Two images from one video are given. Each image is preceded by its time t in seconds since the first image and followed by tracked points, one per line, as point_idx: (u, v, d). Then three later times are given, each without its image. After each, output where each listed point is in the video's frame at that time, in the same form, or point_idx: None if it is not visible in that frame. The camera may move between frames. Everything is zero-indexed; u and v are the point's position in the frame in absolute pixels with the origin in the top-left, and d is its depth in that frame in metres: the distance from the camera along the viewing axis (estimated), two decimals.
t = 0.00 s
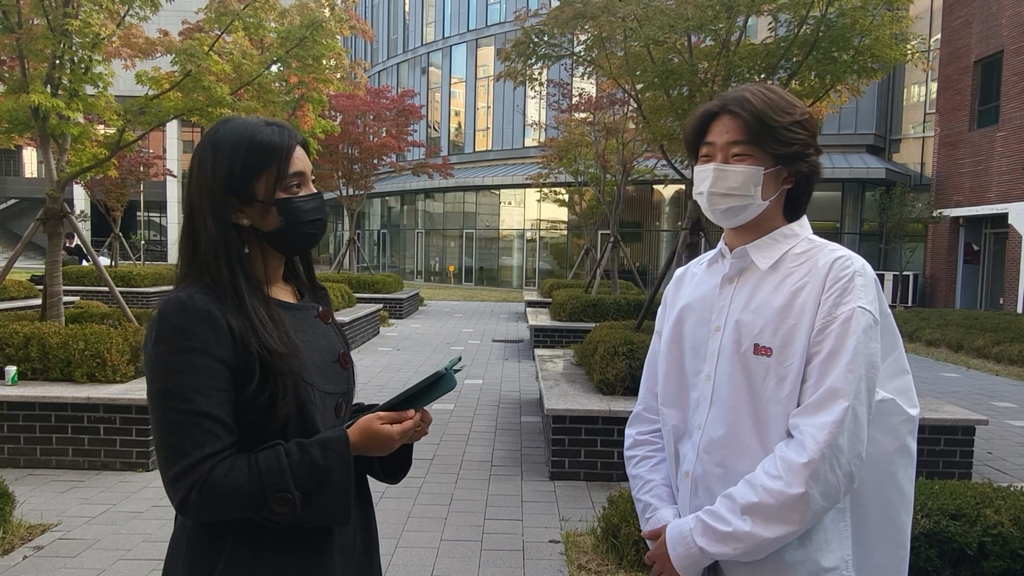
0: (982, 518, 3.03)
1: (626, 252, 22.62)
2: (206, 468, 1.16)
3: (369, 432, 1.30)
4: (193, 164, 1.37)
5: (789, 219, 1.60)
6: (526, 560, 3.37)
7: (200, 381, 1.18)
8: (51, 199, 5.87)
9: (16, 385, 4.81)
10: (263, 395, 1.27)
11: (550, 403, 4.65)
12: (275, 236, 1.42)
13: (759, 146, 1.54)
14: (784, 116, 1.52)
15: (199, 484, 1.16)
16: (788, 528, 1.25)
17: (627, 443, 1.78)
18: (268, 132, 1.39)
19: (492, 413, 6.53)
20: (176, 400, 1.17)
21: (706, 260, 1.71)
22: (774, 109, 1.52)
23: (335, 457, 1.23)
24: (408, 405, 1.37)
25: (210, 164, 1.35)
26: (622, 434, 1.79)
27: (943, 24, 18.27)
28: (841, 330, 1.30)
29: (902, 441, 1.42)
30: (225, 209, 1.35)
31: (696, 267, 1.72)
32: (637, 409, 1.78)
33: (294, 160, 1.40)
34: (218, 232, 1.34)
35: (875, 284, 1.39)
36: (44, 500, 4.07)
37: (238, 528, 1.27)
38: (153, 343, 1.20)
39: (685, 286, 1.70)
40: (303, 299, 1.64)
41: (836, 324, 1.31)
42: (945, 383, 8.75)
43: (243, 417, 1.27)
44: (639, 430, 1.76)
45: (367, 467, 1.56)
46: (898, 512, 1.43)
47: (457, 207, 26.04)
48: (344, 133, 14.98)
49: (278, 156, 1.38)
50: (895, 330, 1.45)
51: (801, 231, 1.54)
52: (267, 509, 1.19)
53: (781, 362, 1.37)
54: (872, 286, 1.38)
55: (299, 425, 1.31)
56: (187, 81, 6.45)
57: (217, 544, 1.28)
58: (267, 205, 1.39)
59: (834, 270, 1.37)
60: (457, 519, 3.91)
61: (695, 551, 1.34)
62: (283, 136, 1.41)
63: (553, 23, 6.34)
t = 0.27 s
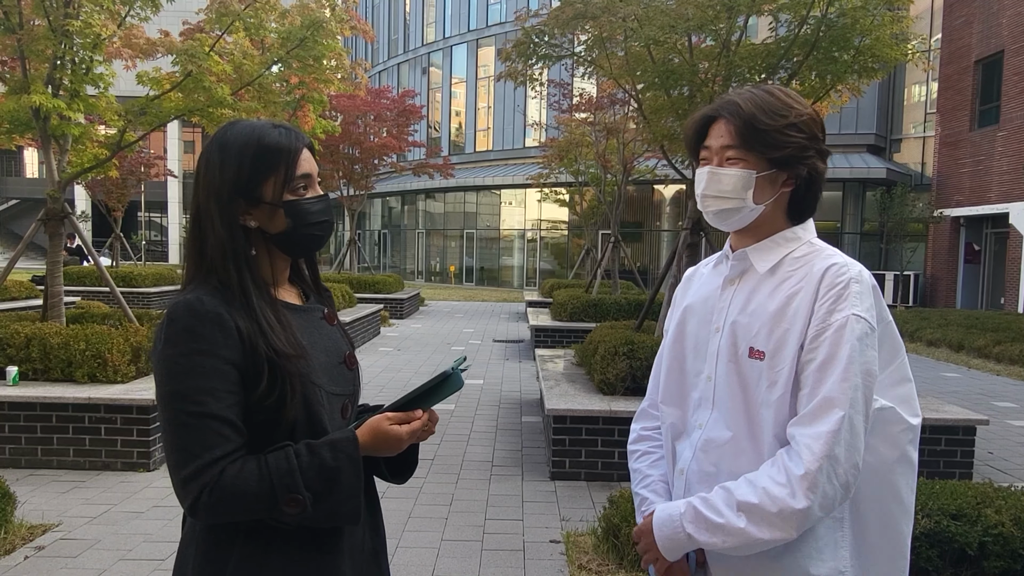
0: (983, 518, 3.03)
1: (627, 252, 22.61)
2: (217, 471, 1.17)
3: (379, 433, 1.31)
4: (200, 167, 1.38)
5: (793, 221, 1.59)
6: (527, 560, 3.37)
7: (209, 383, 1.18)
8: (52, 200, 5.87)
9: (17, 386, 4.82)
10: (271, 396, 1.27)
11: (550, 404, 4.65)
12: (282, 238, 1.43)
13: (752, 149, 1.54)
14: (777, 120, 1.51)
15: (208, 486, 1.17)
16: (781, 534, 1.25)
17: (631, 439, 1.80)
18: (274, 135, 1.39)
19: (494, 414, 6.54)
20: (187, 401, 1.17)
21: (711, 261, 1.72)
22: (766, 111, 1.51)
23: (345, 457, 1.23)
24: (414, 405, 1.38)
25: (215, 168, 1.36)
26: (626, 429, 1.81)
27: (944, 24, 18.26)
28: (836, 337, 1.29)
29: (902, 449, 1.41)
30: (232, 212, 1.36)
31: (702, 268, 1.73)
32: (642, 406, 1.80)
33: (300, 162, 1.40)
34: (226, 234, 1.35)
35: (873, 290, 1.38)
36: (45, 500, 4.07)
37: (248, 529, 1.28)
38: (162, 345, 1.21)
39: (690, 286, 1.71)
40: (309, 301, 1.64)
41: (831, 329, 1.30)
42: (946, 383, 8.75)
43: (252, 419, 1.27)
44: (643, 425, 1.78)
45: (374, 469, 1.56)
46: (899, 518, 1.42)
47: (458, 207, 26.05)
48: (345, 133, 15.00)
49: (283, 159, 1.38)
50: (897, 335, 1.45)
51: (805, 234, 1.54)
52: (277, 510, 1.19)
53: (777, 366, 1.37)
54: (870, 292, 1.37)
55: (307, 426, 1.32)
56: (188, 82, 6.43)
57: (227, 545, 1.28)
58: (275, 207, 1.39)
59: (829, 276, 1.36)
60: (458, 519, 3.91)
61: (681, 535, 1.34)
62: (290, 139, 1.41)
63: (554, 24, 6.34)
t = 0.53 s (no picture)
0: (984, 518, 3.03)
1: (627, 252, 22.61)
2: (223, 471, 1.17)
3: (386, 433, 1.31)
4: (210, 166, 1.38)
5: (801, 220, 1.58)
6: (527, 560, 3.38)
7: (218, 383, 1.18)
8: (53, 199, 5.88)
9: (17, 386, 4.83)
10: (279, 396, 1.27)
11: (551, 404, 4.65)
12: (290, 237, 1.43)
13: (755, 146, 1.54)
14: (781, 115, 1.50)
15: (217, 485, 1.17)
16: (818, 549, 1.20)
17: (631, 434, 1.80)
18: (285, 135, 1.39)
19: (494, 413, 6.54)
20: (195, 401, 1.18)
21: (717, 257, 1.72)
22: (770, 107, 1.51)
23: (352, 458, 1.23)
24: (419, 407, 1.37)
25: (227, 166, 1.36)
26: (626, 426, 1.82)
27: (944, 24, 18.25)
28: (851, 333, 1.29)
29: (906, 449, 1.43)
30: (241, 210, 1.36)
31: (707, 264, 1.74)
32: (643, 404, 1.79)
33: (309, 163, 1.41)
34: (234, 233, 1.35)
35: (884, 289, 1.38)
36: (46, 500, 4.07)
37: (254, 529, 1.28)
38: (172, 344, 1.21)
39: (694, 283, 1.72)
40: (315, 301, 1.64)
41: (847, 322, 1.30)
42: (946, 382, 8.74)
43: (260, 417, 1.27)
44: (643, 422, 1.78)
45: (380, 470, 1.56)
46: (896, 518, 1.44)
47: (458, 207, 26.04)
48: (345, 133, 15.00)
49: (295, 158, 1.38)
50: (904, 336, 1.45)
51: (815, 232, 1.54)
52: (284, 510, 1.19)
53: (787, 364, 1.37)
54: (882, 292, 1.37)
55: (314, 426, 1.32)
56: (188, 82, 6.43)
57: (233, 545, 1.28)
58: (284, 206, 1.39)
59: (846, 271, 1.37)
60: (458, 519, 3.91)
61: None
62: (300, 139, 1.41)
63: (554, 23, 6.34)
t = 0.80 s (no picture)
0: (984, 518, 3.03)
1: (627, 252, 22.60)
2: (226, 470, 1.17)
3: (389, 433, 1.31)
4: (215, 167, 1.38)
5: (801, 220, 1.58)
6: (527, 560, 3.38)
7: (222, 381, 1.18)
8: (52, 200, 5.87)
9: (17, 386, 4.82)
10: (282, 396, 1.27)
11: (551, 404, 4.65)
12: (295, 238, 1.42)
13: (754, 146, 1.53)
14: (780, 115, 1.51)
15: (219, 484, 1.16)
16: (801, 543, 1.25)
17: (632, 436, 1.80)
18: (289, 135, 1.39)
19: (494, 414, 6.54)
20: (198, 399, 1.17)
21: (716, 257, 1.72)
22: (770, 107, 1.51)
23: (355, 458, 1.23)
24: (423, 408, 1.38)
25: (232, 167, 1.36)
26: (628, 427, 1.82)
27: (944, 24, 18.25)
28: (854, 339, 1.29)
29: (911, 451, 1.42)
30: (245, 210, 1.36)
31: (707, 263, 1.74)
32: (644, 404, 1.80)
33: (315, 163, 1.41)
34: (240, 233, 1.35)
35: (887, 292, 1.38)
36: (45, 500, 4.07)
37: (257, 527, 1.28)
38: (176, 343, 1.20)
39: (694, 284, 1.72)
40: (319, 300, 1.64)
41: (849, 330, 1.30)
42: (946, 383, 8.74)
43: (263, 418, 1.27)
44: (645, 423, 1.78)
45: (382, 470, 1.56)
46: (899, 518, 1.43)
47: (458, 207, 26.04)
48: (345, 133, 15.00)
49: (298, 158, 1.38)
50: (906, 337, 1.45)
51: (814, 233, 1.54)
52: (287, 509, 1.19)
53: (788, 367, 1.37)
54: (885, 296, 1.36)
55: (317, 426, 1.32)
56: (188, 81, 6.43)
57: (235, 541, 1.28)
58: (289, 207, 1.39)
59: (846, 280, 1.35)
60: (458, 519, 3.91)
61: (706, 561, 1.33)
62: (306, 140, 1.41)
63: (554, 24, 6.34)
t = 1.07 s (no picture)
0: (983, 517, 3.03)
1: (627, 252, 22.59)
2: (221, 468, 1.16)
3: (386, 432, 1.30)
4: (218, 164, 1.38)
5: (800, 219, 1.59)
6: (526, 560, 3.37)
7: (219, 379, 1.18)
8: (52, 199, 5.86)
9: (16, 385, 4.82)
10: (281, 396, 1.26)
11: (550, 403, 4.64)
12: (296, 238, 1.42)
13: (758, 147, 1.53)
14: (785, 116, 1.50)
15: (214, 483, 1.16)
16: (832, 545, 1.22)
17: (633, 435, 1.80)
18: (293, 133, 1.39)
19: (493, 413, 6.53)
20: (193, 397, 1.17)
21: (716, 258, 1.72)
22: (773, 108, 1.51)
23: (351, 459, 1.23)
24: (421, 408, 1.38)
25: (234, 165, 1.36)
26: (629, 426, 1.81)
27: (944, 24, 18.25)
28: (851, 333, 1.29)
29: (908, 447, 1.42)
30: (247, 209, 1.36)
31: (707, 265, 1.74)
32: (645, 405, 1.79)
33: (317, 163, 1.41)
34: (241, 231, 1.34)
35: (886, 288, 1.38)
36: (45, 500, 4.07)
37: (251, 527, 1.27)
38: (174, 341, 1.20)
39: (694, 283, 1.72)
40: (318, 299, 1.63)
41: (848, 324, 1.30)
42: (946, 383, 8.74)
43: (261, 415, 1.26)
44: (647, 423, 1.77)
45: (381, 469, 1.56)
46: (896, 516, 1.42)
47: (458, 207, 26.03)
48: (345, 133, 14.99)
49: (303, 157, 1.38)
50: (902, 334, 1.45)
51: (812, 232, 1.54)
52: (282, 510, 1.19)
53: (786, 363, 1.37)
54: (884, 291, 1.37)
55: (315, 426, 1.32)
56: (187, 81, 6.43)
57: (228, 541, 1.28)
58: (290, 206, 1.39)
59: (844, 273, 1.36)
60: (458, 519, 3.91)
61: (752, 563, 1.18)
62: (308, 139, 1.41)
63: (553, 23, 6.33)
